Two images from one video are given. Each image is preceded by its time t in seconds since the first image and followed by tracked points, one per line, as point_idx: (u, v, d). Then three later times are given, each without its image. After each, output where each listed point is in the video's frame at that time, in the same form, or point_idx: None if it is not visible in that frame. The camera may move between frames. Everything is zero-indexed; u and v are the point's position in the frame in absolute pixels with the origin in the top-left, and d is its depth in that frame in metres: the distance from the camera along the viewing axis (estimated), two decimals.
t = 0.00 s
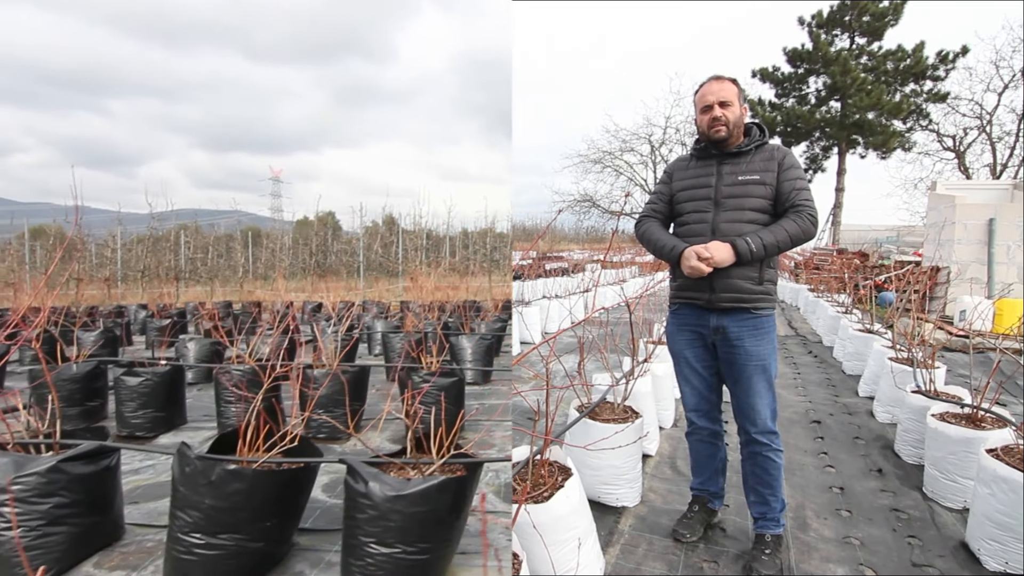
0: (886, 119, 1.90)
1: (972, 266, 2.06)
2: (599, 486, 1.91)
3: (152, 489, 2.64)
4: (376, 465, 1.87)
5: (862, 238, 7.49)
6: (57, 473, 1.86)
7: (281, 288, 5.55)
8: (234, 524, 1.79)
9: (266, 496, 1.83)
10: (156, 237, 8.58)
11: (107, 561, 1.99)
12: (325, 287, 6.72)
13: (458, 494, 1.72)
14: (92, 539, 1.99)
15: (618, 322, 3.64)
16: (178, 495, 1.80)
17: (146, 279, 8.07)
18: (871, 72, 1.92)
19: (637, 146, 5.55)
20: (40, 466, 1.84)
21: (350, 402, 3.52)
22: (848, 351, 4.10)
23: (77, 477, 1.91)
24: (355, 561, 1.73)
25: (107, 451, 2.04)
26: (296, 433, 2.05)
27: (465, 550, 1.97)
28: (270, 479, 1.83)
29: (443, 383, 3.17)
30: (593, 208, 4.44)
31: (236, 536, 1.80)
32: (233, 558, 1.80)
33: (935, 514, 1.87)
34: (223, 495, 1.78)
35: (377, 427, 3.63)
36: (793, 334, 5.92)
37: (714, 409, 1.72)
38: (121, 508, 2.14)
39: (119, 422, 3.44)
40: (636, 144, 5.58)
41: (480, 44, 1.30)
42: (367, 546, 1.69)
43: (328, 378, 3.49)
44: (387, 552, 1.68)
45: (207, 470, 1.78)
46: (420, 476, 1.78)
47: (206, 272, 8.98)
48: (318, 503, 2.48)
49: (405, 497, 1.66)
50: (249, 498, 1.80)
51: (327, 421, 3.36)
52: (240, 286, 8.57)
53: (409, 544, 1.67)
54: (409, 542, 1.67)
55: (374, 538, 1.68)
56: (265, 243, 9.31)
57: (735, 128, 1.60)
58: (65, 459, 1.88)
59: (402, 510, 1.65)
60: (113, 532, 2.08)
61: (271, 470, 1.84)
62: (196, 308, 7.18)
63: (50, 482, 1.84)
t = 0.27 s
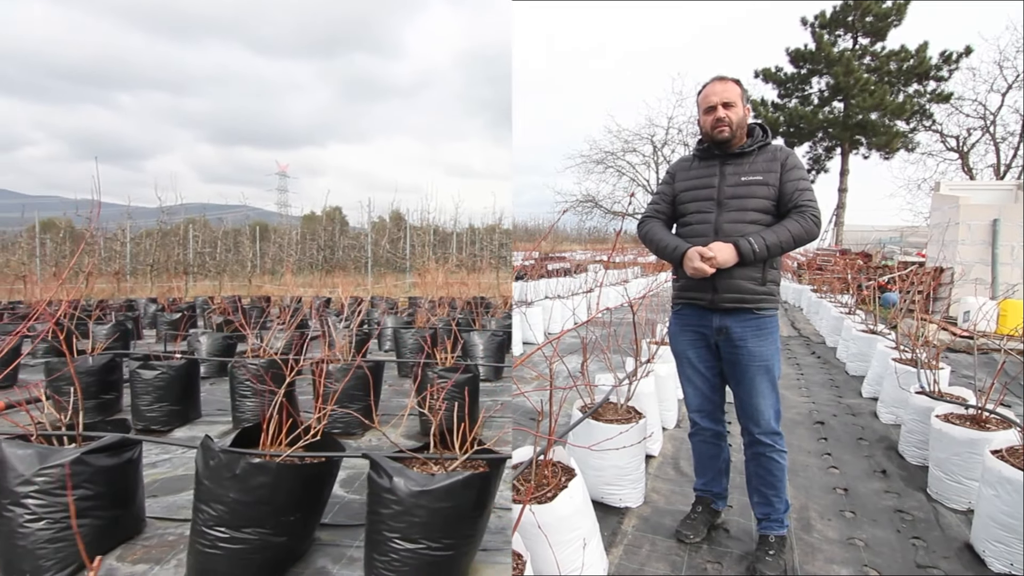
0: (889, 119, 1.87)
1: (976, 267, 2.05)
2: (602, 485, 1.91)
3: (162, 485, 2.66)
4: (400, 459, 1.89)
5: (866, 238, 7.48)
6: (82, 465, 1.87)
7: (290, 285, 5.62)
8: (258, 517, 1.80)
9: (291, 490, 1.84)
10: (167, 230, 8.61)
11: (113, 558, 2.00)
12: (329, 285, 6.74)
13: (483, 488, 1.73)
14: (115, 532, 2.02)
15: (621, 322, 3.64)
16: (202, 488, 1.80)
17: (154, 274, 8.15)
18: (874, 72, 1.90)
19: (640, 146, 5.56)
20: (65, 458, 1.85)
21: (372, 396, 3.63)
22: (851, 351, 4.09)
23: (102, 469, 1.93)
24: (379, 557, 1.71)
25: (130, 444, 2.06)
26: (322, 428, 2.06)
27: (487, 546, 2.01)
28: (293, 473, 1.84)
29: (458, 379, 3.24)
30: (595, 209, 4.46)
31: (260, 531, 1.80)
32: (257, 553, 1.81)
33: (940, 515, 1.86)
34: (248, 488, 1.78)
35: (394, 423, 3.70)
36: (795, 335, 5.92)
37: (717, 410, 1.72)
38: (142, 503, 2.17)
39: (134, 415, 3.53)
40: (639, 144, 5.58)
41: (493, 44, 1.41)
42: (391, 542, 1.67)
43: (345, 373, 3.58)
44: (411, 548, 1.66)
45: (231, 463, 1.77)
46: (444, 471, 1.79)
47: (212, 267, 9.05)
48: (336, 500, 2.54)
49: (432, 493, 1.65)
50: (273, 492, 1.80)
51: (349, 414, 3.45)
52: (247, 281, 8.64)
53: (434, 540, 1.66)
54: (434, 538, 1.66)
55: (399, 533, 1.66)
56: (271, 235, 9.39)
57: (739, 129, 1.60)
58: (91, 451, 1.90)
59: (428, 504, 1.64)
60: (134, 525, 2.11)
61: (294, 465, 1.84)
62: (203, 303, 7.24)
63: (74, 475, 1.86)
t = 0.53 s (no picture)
0: (894, 121, 1.86)
1: (983, 269, 2.03)
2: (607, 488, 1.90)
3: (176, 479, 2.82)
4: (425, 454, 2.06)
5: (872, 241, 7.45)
6: (103, 458, 2.08)
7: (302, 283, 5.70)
8: (281, 511, 1.94)
9: (314, 485, 1.99)
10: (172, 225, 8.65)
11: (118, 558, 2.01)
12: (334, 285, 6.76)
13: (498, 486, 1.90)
14: (136, 524, 2.22)
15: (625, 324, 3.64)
16: (228, 481, 1.96)
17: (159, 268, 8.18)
18: (879, 74, 1.89)
19: (644, 148, 5.55)
20: (85, 452, 2.05)
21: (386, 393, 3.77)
22: (857, 354, 4.08)
23: (121, 463, 2.11)
24: (405, 551, 1.89)
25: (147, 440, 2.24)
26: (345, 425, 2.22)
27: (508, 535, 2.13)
28: (317, 467, 1.99)
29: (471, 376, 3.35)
30: (598, 211, 4.46)
31: (283, 524, 1.95)
32: (280, 546, 1.96)
33: (947, 519, 1.85)
34: (273, 482, 1.93)
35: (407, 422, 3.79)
36: (800, 337, 5.90)
37: (722, 412, 1.72)
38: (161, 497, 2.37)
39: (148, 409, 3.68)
40: (643, 145, 5.57)
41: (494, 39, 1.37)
42: (417, 536, 1.85)
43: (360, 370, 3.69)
44: (436, 542, 1.84)
45: (256, 458, 1.93)
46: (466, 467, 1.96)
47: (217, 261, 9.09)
48: (353, 494, 2.73)
49: (455, 487, 1.84)
50: (296, 486, 1.95)
51: (366, 409, 3.58)
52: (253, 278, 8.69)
53: (458, 534, 1.84)
54: (458, 533, 1.83)
55: (424, 528, 1.83)
56: (278, 231, 9.43)
57: (744, 132, 1.60)
58: (111, 444, 2.09)
59: (452, 499, 1.82)
60: (155, 520, 2.31)
61: (319, 459, 2.01)
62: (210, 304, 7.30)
63: (95, 467, 2.06)
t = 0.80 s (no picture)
0: (894, 122, 1.84)
1: (984, 270, 2.03)
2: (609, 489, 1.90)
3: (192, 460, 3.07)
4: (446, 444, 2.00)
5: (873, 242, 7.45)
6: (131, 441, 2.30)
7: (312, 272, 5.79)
8: (309, 493, 2.17)
9: (340, 465, 2.21)
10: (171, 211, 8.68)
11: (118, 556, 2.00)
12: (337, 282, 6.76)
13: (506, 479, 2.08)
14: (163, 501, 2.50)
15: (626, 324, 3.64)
16: (257, 464, 2.18)
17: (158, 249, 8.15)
18: (880, 75, 1.88)
19: (644, 149, 5.56)
20: (110, 433, 2.36)
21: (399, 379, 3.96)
22: (857, 355, 4.08)
23: (149, 442, 2.35)
24: (430, 537, 2.11)
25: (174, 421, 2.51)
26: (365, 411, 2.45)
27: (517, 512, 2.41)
28: (343, 450, 2.21)
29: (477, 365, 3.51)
30: (599, 212, 4.47)
31: (311, 505, 2.18)
32: (308, 527, 2.19)
33: (948, 520, 1.85)
34: (302, 463, 2.15)
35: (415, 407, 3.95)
36: (801, 339, 5.89)
37: (724, 414, 1.72)
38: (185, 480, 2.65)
39: (160, 390, 3.95)
40: (643, 147, 5.58)
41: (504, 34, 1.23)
42: (443, 518, 2.08)
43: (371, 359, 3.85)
44: (461, 525, 2.06)
45: (285, 439, 2.15)
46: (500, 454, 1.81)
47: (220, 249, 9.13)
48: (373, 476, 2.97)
49: (481, 471, 2.04)
50: (323, 468, 2.18)
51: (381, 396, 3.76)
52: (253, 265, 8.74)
53: (481, 517, 2.05)
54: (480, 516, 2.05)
55: (452, 510, 2.05)
56: (277, 219, 9.44)
57: (745, 133, 1.60)
58: (137, 425, 2.31)
59: (479, 482, 2.02)
60: (179, 500, 2.58)
61: (344, 442, 2.22)
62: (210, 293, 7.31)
63: (118, 447, 2.36)
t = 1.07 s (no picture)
0: (894, 123, 1.85)
1: (984, 272, 2.03)
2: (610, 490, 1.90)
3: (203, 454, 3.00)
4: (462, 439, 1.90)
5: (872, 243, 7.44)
6: (143, 431, 2.28)
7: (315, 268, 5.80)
8: (326, 484, 2.12)
9: (354, 459, 2.15)
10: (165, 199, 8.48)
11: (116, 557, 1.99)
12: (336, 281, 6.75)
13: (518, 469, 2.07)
14: (175, 495, 2.44)
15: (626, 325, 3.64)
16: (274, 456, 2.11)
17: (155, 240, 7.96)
18: (880, 77, 1.89)
19: (644, 150, 5.56)
20: (125, 425, 2.26)
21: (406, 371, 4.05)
22: (858, 357, 4.08)
23: (160, 434, 2.33)
24: (448, 527, 2.11)
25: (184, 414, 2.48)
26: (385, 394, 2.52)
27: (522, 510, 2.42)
28: (358, 442, 2.15)
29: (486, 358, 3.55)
30: (599, 213, 4.47)
31: (327, 497, 2.13)
32: (325, 519, 2.14)
33: (948, 522, 1.85)
34: (317, 456, 2.09)
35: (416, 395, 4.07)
36: (801, 340, 5.89)
37: (725, 415, 1.72)
38: (196, 471, 2.60)
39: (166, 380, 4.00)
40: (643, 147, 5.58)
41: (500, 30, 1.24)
42: (462, 509, 2.06)
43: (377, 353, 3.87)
44: (478, 516, 2.05)
45: (301, 431, 2.09)
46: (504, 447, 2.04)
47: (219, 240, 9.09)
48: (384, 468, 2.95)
49: (497, 463, 2.02)
50: (340, 460, 2.12)
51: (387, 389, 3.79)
52: (252, 254, 8.74)
53: (499, 508, 2.04)
54: (499, 507, 2.04)
55: (469, 502, 2.04)
56: (275, 210, 9.50)
57: (745, 134, 1.60)
58: (148, 417, 2.30)
59: (497, 474, 2.01)
60: (190, 493, 2.54)
61: (360, 433, 2.16)
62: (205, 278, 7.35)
63: (135, 439, 2.26)
